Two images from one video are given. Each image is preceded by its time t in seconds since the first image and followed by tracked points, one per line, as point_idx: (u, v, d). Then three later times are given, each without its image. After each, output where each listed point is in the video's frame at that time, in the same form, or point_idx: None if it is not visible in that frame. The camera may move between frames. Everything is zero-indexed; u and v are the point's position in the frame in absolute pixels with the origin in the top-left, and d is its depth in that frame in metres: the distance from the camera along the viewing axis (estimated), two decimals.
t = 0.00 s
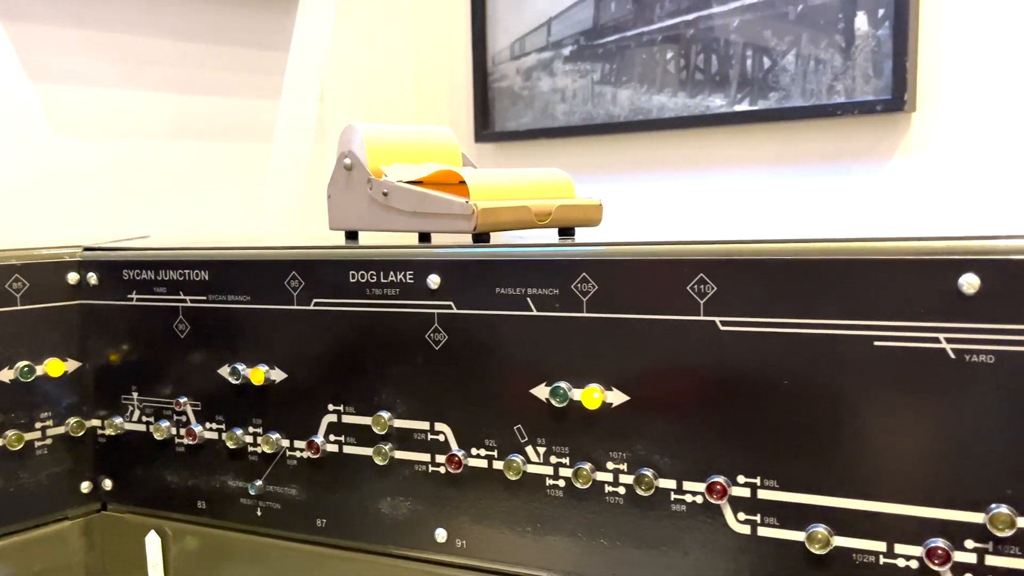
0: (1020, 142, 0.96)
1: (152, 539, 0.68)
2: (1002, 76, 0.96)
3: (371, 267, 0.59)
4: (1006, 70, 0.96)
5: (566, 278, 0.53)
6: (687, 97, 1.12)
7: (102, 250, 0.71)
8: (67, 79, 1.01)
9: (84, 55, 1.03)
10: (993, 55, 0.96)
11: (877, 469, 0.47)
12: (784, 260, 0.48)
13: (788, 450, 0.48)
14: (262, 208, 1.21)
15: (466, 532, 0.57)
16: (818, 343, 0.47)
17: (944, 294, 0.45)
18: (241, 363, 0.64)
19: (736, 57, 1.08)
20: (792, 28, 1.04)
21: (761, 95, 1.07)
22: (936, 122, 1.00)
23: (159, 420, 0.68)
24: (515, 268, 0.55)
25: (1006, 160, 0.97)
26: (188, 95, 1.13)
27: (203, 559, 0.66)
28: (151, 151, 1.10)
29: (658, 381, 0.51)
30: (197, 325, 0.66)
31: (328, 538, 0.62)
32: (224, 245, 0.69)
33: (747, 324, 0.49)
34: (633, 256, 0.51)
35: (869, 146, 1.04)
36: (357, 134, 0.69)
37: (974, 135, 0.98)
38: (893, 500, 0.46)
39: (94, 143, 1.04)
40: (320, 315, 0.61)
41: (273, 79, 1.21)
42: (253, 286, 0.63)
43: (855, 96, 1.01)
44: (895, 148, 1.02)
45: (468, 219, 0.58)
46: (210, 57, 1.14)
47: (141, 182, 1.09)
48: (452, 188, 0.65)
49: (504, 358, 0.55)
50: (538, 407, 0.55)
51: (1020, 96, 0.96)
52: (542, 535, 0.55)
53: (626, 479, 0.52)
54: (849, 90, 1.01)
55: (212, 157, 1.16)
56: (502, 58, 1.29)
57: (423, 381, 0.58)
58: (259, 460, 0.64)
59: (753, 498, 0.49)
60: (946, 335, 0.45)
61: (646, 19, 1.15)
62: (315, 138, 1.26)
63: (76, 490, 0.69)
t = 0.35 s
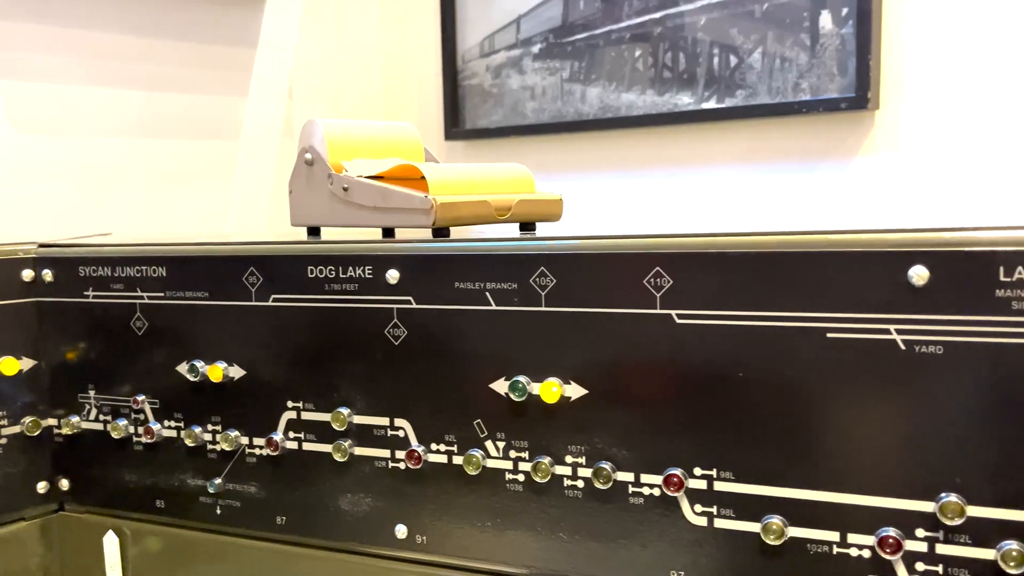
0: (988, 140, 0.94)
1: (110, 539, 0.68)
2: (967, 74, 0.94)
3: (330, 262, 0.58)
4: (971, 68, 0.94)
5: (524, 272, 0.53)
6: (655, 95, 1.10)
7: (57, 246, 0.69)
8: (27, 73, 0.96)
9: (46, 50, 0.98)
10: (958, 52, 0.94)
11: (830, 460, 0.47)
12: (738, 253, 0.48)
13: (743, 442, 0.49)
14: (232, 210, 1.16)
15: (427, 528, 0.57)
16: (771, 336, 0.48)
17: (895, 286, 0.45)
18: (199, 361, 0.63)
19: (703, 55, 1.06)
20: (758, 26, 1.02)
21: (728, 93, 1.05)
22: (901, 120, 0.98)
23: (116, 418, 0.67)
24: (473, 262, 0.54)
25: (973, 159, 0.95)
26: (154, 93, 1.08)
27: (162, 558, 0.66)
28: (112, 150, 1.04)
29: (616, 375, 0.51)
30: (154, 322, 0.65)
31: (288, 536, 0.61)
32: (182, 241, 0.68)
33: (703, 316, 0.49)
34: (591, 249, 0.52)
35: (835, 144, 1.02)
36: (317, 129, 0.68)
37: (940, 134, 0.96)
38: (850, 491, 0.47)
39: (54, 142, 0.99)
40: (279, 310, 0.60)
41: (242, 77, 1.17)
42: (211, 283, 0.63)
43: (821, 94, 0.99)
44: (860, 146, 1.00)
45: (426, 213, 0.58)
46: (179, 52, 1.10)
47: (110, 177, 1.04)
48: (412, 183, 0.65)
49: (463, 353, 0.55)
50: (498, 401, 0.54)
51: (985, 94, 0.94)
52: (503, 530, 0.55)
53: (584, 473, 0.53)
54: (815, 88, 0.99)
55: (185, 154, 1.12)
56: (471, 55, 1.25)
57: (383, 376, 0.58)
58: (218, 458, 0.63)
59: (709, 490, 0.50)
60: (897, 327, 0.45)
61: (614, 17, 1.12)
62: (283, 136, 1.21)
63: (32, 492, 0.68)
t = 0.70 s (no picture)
0: (958, 138, 0.92)
1: (70, 541, 0.67)
2: (936, 71, 0.93)
3: (291, 259, 0.58)
4: (941, 65, 0.92)
5: (486, 269, 0.53)
6: (625, 94, 1.08)
7: (14, 245, 0.68)
8: None
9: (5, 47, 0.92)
10: (926, 49, 0.93)
11: (787, 454, 0.47)
12: (698, 249, 0.48)
13: (702, 436, 0.49)
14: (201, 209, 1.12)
15: (390, 526, 0.57)
16: (730, 331, 0.48)
17: (850, 280, 0.45)
18: (159, 359, 0.62)
19: (673, 54, 1.04)
20: (726, 26, 1.01)
21: (697, 92, 1.03)
22: (868, 117, 0.96)
23: (75, 418, 0.66)
24: (435, 259, 0.54)
25: (943, 157, 0.93)
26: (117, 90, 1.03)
27: (123, 559, 0.65)
28: (72, 147, 0.99)
29: (578, 371, 0.51)
30: (114, 321, 0.64)
31: (250, 535, 0.61)
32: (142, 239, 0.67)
33: (662, 311, 0.49)
34: (552, 246, 0.52)
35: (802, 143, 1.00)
36: (280, 125, 0.68)
37: (909, 132, 0.94)
38: (807, 484, 0.47)
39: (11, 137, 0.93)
40: (240, 308, 0.60)
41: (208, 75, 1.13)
42: (171, 280, 0.62)
43: (788, 93, 0.98)
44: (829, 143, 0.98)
45: (388, 210, 0.57)
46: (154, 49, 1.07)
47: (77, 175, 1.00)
48: (375, 179, 0.64)
49: (425, 350, 0.55)
50: (460, 398, 0.54)
51: (944, 96, 0.92)
52: (466, 528, 0.55)
53: (546, 469, 0.53)
54: (781, 87, 0.98)
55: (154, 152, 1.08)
56: (442, 54, 1.23)
57: (344, 374, 0.57)
58: (179, 457, 0.63)
59: (669, 484, 0.50)
60: (853, 322, 0.46)
61: (584, 15, 1.10)
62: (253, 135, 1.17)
63: None
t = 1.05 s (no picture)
0: (927, 137, 0.93)
1: (35, 540, 0.66)
2: (907, 71, 0.94)
3: (258, 255, 0.58)
4: (910, 65, 0.93)
5: (454, 263, 0.53)
6: (598, 92, 1.08)
7: None
8: None
9: None
10: (896, 49, 0.94)
11: (752, 446, 0.48)
12: (663, 242, 0.49)
13: (669, 429, 0.49)
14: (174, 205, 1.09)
15: (358, 521, 0.57)
16: (695, 324, 0.48)
17: (812, 273, 0.46)
18: (125, 356, 0.62)
19: (644, 53, 1.04)
20: (698, 25, 1.01)
21: (669, 91, 1.04)
22: (839, 116, 0.97)
23: (39, 417, 0.65)
24: (402, 254, 0.54)
25: (913, 155, 0.94)
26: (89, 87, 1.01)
27: (90, 559, 0.64)
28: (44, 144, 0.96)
29: (546, 365, 0.52)
30: (79, 318, 0.63)
31: (218, 533, 0.61)
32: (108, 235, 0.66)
33: (630, 305, 0.50)
34: (520, 240, 0.52)
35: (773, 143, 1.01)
36: (247, 120, 0.67)
37: (880, 131, 0.95)
38: (771, 475, 0.48)
39: None
40: (207, 304, 0.59)
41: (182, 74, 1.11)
42: (137, 277, 0.61)
43: (759, 92, 0.98)
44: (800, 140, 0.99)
45: (355, 204, 0.57)
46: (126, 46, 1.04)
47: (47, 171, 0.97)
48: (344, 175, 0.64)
49: (393, 346, 0.55)
50: (429, 393, 0.54)
51: (914, 95, 0.93)
52: (435, 522, 0.55)
53: (514, 463, 0.53)
54: (753, 85, 0.98)
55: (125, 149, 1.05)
56: (416, 52, 1.22)
57: (312, 370, 0.57)
58: (146, 456, 0.62)
59: (636, 477, 0.50)
60: (815, 314, 0.46)
61: (557, 14, 1.10)
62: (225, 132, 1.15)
63: None
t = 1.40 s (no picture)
0: (894, 132, 0.92)
1: None
2: (872, 65, 0.92)
3: (218, 249, 0.57)
4: (875, 59, 0.92)
5: (416, 257, 0.53)
6: (570, 90, 1.05)
7: None
8: None
9: None
10: (864, 45, 0.92)
11: (712, 438, 0.48)
12: (625, 234, 0.49)
13: (630, 421, 0.49)
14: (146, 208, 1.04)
15: (321, 517, 0.56)
16: (657, 316, 0.48)
17: (771, 265, 0.46)
18: (84, 352, 0.61)
19: (615, 51, 1.01)
20: (668, 23, 0.98)
21: (639, 88, 1.00)
22: (806, 112, 0.95)
23: None
24: (364, 247, 0.54)
25: (881, 151, 0.92)
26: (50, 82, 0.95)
27: (49, 560, 0.63)
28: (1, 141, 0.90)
29: (508, 358, 0.51)
30: (36, 314, 0.62)
31: (179, 531, 0.60)
32: (66, 229, 0.65)
33: (591, 297, 0.50)
34: (481, 233, 0.51)
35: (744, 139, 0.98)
36: (209, 114, 0.66)
37: (849, 128, 0.93)
38: (731, 466, 0.48)
39: None
40: (167, 299, 0.59)
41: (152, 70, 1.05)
42: (95, 272, 0.60)
43: (728, 90, 0.96)
44: (770, 134, 0.96)
45: (317, 197, 0.57)
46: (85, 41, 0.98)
47: (15, 171, 0.91)
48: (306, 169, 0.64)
49: (355, 340, 0.55)
50: (391, 387, 0.54)
51: (895, 95, 0.91)
52: (397, 517, 0.55)
53: (477, 456, 0.52)
54: (723, 82, 0.96)
55: (96, 148, 0.99)
56: (388, 49, 1.17)
57: (273, 365, 0.57)
58: (105, 453, 0.61)
59: (598, 469, 0.50)
60: (774, 305, 0.46)
61: (528, 11, 1.06)
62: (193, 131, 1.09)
63: None
